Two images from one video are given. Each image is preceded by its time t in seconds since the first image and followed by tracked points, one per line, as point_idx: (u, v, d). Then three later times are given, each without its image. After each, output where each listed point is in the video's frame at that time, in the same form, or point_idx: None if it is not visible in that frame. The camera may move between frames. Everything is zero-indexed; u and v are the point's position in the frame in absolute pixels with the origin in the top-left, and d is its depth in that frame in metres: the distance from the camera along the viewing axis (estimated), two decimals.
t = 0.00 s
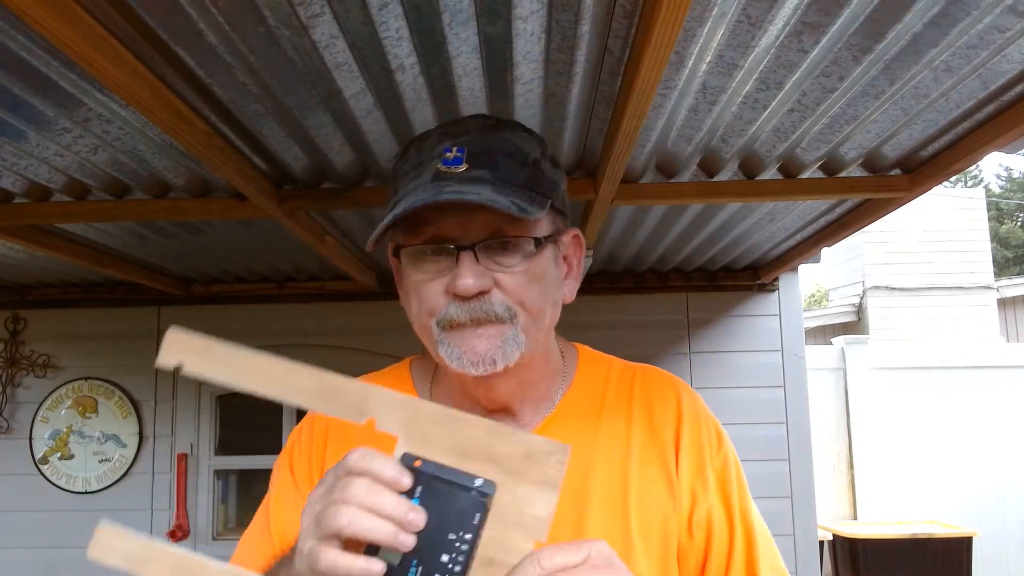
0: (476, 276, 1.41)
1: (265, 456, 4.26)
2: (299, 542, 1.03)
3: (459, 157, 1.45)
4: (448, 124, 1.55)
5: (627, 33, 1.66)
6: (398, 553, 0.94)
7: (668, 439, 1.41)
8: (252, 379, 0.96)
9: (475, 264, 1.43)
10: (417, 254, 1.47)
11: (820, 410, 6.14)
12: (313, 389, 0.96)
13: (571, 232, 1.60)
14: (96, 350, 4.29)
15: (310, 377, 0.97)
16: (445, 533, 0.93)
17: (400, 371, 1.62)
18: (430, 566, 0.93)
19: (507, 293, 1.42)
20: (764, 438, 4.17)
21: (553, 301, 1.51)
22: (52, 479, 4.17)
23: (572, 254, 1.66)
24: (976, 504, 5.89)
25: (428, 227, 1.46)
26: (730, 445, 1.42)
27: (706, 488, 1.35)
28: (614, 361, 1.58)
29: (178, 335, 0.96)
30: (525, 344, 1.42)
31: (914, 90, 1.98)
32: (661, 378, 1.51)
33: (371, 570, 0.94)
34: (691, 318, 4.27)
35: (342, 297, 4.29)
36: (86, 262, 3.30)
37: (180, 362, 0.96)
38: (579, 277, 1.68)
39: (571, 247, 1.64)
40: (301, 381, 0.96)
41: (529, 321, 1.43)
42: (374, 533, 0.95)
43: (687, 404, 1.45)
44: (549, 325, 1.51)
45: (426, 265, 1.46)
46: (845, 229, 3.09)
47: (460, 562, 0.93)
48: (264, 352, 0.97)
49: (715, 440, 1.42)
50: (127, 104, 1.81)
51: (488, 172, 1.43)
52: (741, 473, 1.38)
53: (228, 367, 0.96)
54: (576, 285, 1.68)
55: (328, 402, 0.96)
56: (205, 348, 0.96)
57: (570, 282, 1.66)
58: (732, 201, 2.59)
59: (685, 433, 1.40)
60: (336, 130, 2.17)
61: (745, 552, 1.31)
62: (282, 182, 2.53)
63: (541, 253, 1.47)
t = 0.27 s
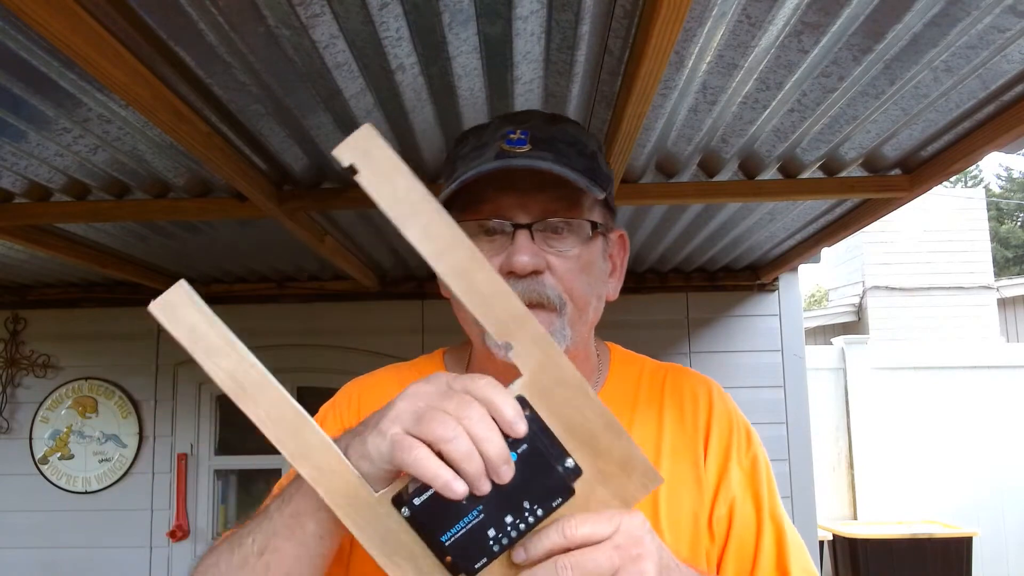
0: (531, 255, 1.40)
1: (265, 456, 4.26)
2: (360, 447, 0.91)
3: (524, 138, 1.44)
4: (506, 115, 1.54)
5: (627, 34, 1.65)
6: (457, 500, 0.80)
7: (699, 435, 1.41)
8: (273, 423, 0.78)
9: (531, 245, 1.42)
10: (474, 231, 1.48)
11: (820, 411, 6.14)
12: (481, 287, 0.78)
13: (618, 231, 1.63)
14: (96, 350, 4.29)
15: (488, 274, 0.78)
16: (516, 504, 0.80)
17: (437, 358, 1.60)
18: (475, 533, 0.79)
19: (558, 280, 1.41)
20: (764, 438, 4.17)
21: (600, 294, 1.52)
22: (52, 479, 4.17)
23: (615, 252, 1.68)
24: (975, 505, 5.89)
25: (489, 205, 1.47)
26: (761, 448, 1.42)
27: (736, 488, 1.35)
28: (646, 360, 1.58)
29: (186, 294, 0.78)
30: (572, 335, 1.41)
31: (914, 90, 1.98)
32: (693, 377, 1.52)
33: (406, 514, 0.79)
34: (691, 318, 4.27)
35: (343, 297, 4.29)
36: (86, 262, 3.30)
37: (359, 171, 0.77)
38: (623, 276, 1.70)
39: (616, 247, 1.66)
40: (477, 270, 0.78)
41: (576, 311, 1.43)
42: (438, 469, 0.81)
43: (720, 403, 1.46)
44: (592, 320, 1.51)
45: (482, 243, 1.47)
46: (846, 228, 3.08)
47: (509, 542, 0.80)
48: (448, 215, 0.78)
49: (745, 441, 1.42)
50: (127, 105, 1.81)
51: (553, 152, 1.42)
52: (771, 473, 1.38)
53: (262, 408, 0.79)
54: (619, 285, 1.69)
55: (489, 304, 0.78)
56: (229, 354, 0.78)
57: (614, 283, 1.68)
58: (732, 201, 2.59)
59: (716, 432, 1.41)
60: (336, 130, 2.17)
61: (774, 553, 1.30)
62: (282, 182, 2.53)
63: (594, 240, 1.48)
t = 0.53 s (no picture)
0: (544, 250, 1.43)
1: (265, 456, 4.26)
2: (401, 410, 0.86)
3: (536, 131, 1.42)
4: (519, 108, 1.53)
5: (627, 34, 1.65)
6: (480, 516, 0.77)
7: (717, 434, 1.39)
8: (304, 404, 0.77)
9: (544, 240, 1.44)
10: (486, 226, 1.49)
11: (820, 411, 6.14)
12: (541, 306, 0.80)
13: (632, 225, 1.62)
14: (96, 350, 4.29)
15: (550, 296, 0.80)
16: (539, 534, 0.77)
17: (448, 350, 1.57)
18: (490, 560, 0.75)
19: (570, 275, 1.44)
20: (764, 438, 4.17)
21: (614, 290, 1.52)
22: (52, 479, 4.17)
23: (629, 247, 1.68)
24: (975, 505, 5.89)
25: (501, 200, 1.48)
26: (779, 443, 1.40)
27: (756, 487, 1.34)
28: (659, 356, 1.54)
29: (240, 251, 0.78)
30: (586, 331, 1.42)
31: (914, 90, 1.98)
32: (709, 373, 1.49)
33: (421, 527, 0.76)
34: (691, 318, 4.27)
35: (343, 297, 4.29)
36: (85, 262, 3.30)
37: (448, 166, 0.81)
38: (637, 272, 1.70)
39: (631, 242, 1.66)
40: (537, 287, 0.80)
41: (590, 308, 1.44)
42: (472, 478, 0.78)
43: (737, 401, 1.43)
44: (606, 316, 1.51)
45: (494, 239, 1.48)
46: (846, 228, 3.08)
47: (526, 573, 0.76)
48: (523, 228, 0.81)
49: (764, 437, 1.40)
50: (127, 105, 1.81)
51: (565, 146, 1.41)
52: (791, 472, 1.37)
53: (294, 387, 0.77)
54: (633, 280, 1.70)
55: (546, 322, 0.80)
56: (273, 326, 0.78)
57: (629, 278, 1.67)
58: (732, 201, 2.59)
59: (735, 431, 1.39)
60: (336, 130, 2.17)
61: (796, 551, 1.30)
62: (283, 182, 2.53)
63: (608, 234, 1.49)
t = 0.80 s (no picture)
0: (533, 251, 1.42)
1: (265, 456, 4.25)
2: (424, 408, 0.84)
3: (520, 132, 1.42)
4: (504, 106, 1.53)
5: (627, 33, 1.65)
6: (480, 531, 0.76)
7: (717, 431, 1.39)
8: (325, 407, 0.77)
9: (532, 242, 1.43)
10: (474, 230, 1.49)
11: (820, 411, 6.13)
12: (566, 327, 0.78)
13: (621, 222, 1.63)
14: (96, 350, 4.29)
15: (575, 312, 0.78)
16: (538, 558, 0.76)
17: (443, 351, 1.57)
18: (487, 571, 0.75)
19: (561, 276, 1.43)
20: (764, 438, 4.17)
21: (607, 290, 1.51)
22: (52, 479, 4.17)
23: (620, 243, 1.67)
24: (975, 505, 5.88)
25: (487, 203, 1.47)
26: (781, 438, 1.40)
27: (760, 482, 1.33)
28: (657, 352, 1.54)
29: (278, 250, 0.79)
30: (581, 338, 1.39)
31: (914, 90, 1.98)
32: (707, 370, 1.49)
33: (424, 534, 0.76)
34: (691, 318, 4.27)
35: (342, 297, 4.30)
36: (85, 262, 3.30)
37: (482, 173, 0.78)
38: (629, 268, 1.70)
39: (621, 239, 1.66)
40: (563, 301, 0.78)
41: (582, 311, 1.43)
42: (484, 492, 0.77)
43: (736, 397, 1.43)
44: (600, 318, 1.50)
45: (482, 243, 1.48)
46: (846, 228, 3.08)
47: None
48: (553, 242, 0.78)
49: (765, 432, 1.40)
50: (127, 105, 1.81)
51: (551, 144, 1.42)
52: (793, 465, 1.37)
53: (317, 386, 0.78)
54: (626, 277, 1.70)
55: (568, 343, 0.77)
56: (301, 325, 0.78)
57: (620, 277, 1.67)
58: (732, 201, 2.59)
59: (734, 427, 1.39)
60: (336, 130, 2.17)
61: (803, 544, 1.30)
62: (283, 182, 2.53)
63: (597, 232, 1.50)
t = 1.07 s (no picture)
0: (521, 257, 1.39)
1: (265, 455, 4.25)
2: (450, 402, 0.84)
3: (506, 135, 1.41)
4: (490, 108, 1.53)
5: (627, 34, 1.65)
6: (487, 522, 0.76)
7: (709, 430, 1.35)
8: (373, 352, 0.79)
9: (519, 246, 1.41)
10: (461, 236, 1.48)
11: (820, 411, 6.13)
12: (624, 356, 0.78)
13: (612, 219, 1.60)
14: (96, 350, 4.29)
15: (636, 350, 0.78)
16: (535, 563, 0.76)
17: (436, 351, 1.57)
18: (481, 562, 0.76)
19: (550, 280, 1.40)
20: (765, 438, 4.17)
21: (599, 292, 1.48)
22: (52, 479, 4.17)
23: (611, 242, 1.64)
24: (975, 505, 5.88)
25: (473, 208, 1.46)
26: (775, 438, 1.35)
27: (751, 482, 1.28)
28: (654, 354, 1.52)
29: (379, 187, 0.79)
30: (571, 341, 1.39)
31: (914, 90, 1.98)
32: (701, 368, 1.45)
33: (428, 507, 0.77)
34: (691, 318, 4.27)
35: (342, 297, 4.30)
36: (85, 261, 3.30)
37: (594, 185, 0.79)
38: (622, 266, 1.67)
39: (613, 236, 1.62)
40: (627, 339, 0.78)
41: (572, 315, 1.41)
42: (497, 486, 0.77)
43: (729, 395, 1.39)
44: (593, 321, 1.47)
45: (470, 247, 1.47)
46: (846, 228, 3.08)
47: None
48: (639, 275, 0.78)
49: (758, 431, 1.36)
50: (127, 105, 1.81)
51: (538, 148, 1.40)
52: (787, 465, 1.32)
53: (372, 331, 0.79)
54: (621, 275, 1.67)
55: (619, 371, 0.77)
56: (375, 266, 0.79)
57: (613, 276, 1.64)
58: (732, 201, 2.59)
59: (726, 425, 1.35)
60: (336, 130, 2.17)
61: (795, 549, 1.22)
62: (282, 182, 2.53)
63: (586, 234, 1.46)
